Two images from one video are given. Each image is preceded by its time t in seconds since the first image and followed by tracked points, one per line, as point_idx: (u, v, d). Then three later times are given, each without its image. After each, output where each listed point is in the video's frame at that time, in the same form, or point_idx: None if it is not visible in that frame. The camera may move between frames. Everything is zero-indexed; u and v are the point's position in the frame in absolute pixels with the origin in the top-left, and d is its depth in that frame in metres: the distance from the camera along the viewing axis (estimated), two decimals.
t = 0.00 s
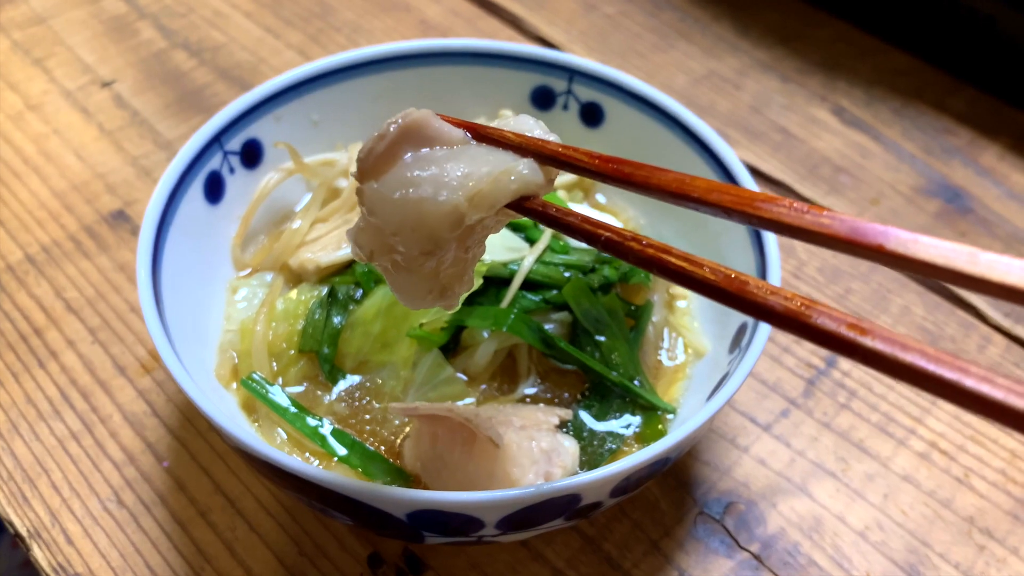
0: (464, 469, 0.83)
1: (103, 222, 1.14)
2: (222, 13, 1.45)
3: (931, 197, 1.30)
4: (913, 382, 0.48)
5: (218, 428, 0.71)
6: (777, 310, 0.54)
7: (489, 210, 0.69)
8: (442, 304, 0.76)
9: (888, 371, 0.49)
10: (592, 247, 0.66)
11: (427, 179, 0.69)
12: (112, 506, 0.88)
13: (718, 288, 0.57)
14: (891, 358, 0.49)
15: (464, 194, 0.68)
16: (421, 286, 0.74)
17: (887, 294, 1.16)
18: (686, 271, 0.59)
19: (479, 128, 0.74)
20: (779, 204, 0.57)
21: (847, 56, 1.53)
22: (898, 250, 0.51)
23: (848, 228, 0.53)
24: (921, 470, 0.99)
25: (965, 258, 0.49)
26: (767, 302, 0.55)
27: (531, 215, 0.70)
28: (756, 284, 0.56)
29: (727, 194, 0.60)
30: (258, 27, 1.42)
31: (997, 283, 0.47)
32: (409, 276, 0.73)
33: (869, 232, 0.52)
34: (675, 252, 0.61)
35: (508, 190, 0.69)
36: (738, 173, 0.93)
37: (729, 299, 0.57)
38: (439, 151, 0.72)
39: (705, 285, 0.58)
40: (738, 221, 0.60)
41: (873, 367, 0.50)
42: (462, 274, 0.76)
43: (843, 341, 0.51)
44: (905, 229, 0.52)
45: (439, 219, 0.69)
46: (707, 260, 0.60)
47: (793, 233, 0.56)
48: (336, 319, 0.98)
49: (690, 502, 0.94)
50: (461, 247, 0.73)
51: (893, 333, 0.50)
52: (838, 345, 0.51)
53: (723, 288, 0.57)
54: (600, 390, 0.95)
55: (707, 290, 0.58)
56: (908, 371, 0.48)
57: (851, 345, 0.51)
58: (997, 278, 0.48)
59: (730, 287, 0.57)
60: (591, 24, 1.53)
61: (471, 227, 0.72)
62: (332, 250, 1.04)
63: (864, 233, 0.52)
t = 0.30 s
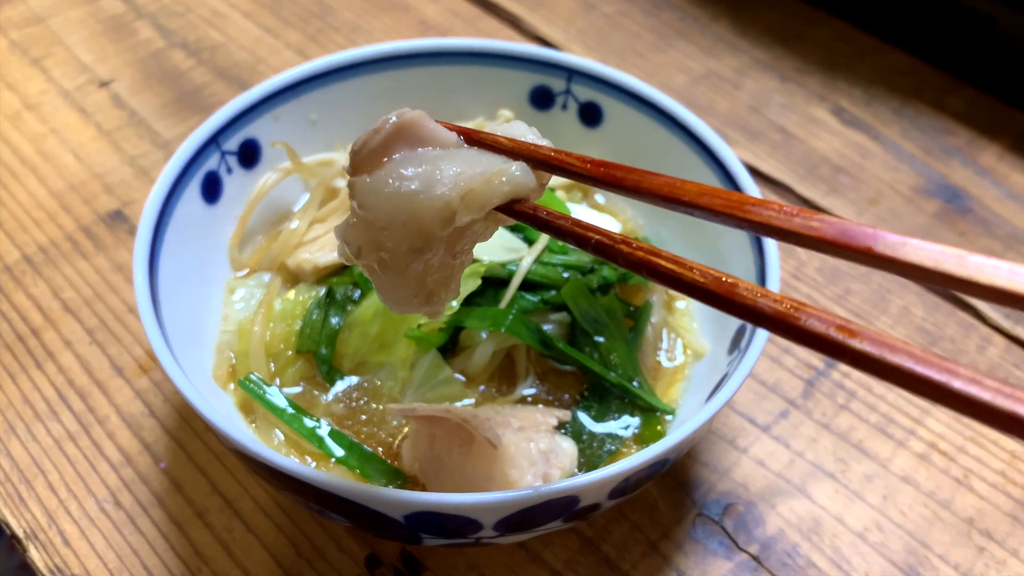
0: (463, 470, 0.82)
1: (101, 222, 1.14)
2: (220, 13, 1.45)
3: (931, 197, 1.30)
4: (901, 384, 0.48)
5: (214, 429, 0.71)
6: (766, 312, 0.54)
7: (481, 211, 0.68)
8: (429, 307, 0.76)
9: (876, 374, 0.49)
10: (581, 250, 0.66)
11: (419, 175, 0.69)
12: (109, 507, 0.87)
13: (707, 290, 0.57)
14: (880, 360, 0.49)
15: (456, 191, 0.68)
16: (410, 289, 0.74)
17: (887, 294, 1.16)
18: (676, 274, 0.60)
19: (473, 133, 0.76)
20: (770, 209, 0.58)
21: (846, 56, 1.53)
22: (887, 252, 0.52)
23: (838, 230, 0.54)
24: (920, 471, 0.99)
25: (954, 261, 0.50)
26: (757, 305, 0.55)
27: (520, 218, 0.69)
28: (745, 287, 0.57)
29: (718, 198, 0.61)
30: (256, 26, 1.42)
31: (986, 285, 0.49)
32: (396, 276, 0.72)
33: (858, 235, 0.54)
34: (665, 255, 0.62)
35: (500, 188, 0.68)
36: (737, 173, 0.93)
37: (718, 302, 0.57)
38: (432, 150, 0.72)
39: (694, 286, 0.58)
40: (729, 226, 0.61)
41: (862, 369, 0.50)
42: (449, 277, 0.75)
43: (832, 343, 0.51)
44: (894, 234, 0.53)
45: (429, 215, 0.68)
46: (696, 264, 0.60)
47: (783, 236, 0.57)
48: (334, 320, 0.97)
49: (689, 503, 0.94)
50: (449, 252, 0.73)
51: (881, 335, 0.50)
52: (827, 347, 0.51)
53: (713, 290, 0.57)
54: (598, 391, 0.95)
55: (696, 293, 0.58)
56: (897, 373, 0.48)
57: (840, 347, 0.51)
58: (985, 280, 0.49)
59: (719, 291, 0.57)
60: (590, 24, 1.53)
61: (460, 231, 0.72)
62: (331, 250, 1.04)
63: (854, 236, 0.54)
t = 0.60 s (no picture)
0: (462, 472, 0.82)
1: (101, 224, 1.14)
2: (220, 14, 1.45)
3: (930, 199, 1.30)
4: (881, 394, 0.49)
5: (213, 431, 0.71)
6: (749, 321, 0.56)
7: (472, 203, 0.71)
8: (360, 291, 0.75)
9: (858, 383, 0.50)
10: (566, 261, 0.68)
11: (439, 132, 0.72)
12: (109, 508, 0.88)
13: (690, 299, 0.59)
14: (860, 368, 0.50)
15: (464, 162, 0.72)
16: (356, 253, 0.73)
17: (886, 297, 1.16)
18: (661, 284, 0.62)
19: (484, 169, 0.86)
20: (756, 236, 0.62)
21: (845, 58, 1.53)
22: (867, 275, 0.54)
23: (821, 256, 0.57)
24: (919, 473, 0.99)
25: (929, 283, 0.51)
26: (740, 315, 0.57)
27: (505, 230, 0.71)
28: (728, 298, 0.58)
29: (705, 226, 0.64)
30: (256, 28, 1.42)
31: (961, 307, 0.49)
32: (360, 223, 0.71)
33: (839, 261, 0.56)
34: (650, 268, 0.64)
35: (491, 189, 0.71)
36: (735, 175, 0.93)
37: (701, 311, 0.59)
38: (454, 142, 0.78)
39: (680, 298, 0.60)
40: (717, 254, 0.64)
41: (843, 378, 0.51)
42: (395, 273, 0.75)
43: (814, 352, 0.52)
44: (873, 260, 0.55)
45: (432, 170, 0.70)
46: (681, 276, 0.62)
47: (767, 261, 0.60)
48: (334, 322, 0.97)
49: (688, 505, 0.94)
50: (417, 245, 0.75)
51: (864, 347, 0.51)
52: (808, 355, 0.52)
53: (698, 301, 0.59)
54: (597, 394, 0.95)
55: (680, 302, 0.60)
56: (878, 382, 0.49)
57: (821, 356, 0.52)
58: (960, 301, 0.50)
59: (702, 300, 0.59)
60: (589, 26, 1.53)
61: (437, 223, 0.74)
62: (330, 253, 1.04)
63: (836, 262, 0.56)
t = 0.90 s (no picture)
0: (462, 474, 0.82)
1: (102, 225, 1.14)
2: (221, 16, 1.45)
3: (931, 201, 1.30)
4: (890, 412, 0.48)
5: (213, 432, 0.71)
6: (761, 339, 0.55)
7: (480, 220, 0.71)
8: (365, 274, 0.69)
9: (867, 400, 0.49)
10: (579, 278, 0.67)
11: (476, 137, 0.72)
12: (110, 510, 0.87)
13: (701, 317, 0.58)
14: (870, 386, 0.49)
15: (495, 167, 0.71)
16: (374, 230, 0.69)
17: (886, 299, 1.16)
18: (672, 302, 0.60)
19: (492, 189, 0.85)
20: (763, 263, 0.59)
21: (846, 60, 1.53)
22: (873, 305, 0.52)
23: (827, 286, 0.54)
24: (919, 475, 0.99)
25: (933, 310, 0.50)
26: (750, 332, 0.56)
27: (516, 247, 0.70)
28: (738, 316, 0.58)
29: (714, 255, 0.62)
30: (257, 29, 1.42)
31: (965, 334, 0.48)
32: (387, 198, 0.68)
33: (847, 290, 0.54)
34: (662, 285, 0.62)
35: (511, 204, 0.71)
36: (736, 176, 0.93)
37: (713, 330, 0.58)
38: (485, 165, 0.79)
39: (691, 316, 0.59)
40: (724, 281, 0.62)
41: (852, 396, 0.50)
42: (402, 267, 0.71)
43: (823, 369, 0.51)
44: (879, 289, 0.53)
45: (466, 163, 0.68)
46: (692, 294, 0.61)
47: (775, 292, 0.57)
48: (335, 324, 0.97)
49: (688, 507, 0.94)
50: (426, 247, 0.73)
51: (874, 363, 0.51)
52: (816, 372, 0.52)
53: (708, 318, 0.58)
54: (598, 396, 0.95)
55: (691, 320, 0.59)
56: (885, 398, 0.48)
57: (830, 372, 0.51)
58: (962, 329, 0.48)
59: (714, 318, 0.58)
60: (590, 27, 1.53)
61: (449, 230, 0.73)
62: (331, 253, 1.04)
63: (841, 291, 0.54)
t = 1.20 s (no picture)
0: (464, 477, 0.83)
1: (106, 226, 1.14)
2: (224, 17, 1.45)
3: (931, 204, 1.30)
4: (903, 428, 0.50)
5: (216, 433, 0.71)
6: (784, 358, 0.56)
7: (529, 242, 0.72)
8: (422, 255, 0.70)
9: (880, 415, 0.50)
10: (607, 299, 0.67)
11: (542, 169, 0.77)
12: (114, 511, 0.88)
13: (729, 339, 0.59)
14: (886, 403, 0.50)
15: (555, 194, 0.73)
16: (438, 218, 0.70)
17: (887, 302, 1.16)
18: (702, 324, 0.61)
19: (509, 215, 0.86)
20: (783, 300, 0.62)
21: (847, 63, 1.54)
22: (884, 339, 0.54)
23: (842, 322, 0.56)
24: (919, 478, 1.00)
25: (942, 347, 0.52)
26: (774, 352, 0.57)
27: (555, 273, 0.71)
28: (762, 338, 0.59)
29: (737, 293, 0.64)
30: (260, 30, 1.43)
31: (970, 367, 0.50)
32: (456, 189, 0.71)
33: (860, 327, 0.56)
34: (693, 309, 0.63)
35: (558, 232, 0.72)
36: (737, 180, 0.94)
37: (739, 350, 0.59)
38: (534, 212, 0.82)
39: (722, 337, 0.60)
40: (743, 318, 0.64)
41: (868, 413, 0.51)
42: (459, 264, 0.72)
43: (840, 385, 0.53)
44: (891, 327, 0.55)
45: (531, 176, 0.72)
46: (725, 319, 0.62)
47: (792, 328, 0.59)
48: (339, 326, 0.98)
49: (689, 510, 0.94)
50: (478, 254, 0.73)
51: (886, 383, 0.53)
52: (834, 389, 0.53)
53: (736, 340, 0.59)
54: (600, 399, 0.95)
55: (719, 343, 0.60)
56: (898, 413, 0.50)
57: (846, 389, 0.53)
58: (966, 362, 0.50)
59: (742, 341, 0.59)
60: (592, 30, 1.53)
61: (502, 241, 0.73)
62: (335, 255, 1.04)
63: (855, 326, 0.56)
